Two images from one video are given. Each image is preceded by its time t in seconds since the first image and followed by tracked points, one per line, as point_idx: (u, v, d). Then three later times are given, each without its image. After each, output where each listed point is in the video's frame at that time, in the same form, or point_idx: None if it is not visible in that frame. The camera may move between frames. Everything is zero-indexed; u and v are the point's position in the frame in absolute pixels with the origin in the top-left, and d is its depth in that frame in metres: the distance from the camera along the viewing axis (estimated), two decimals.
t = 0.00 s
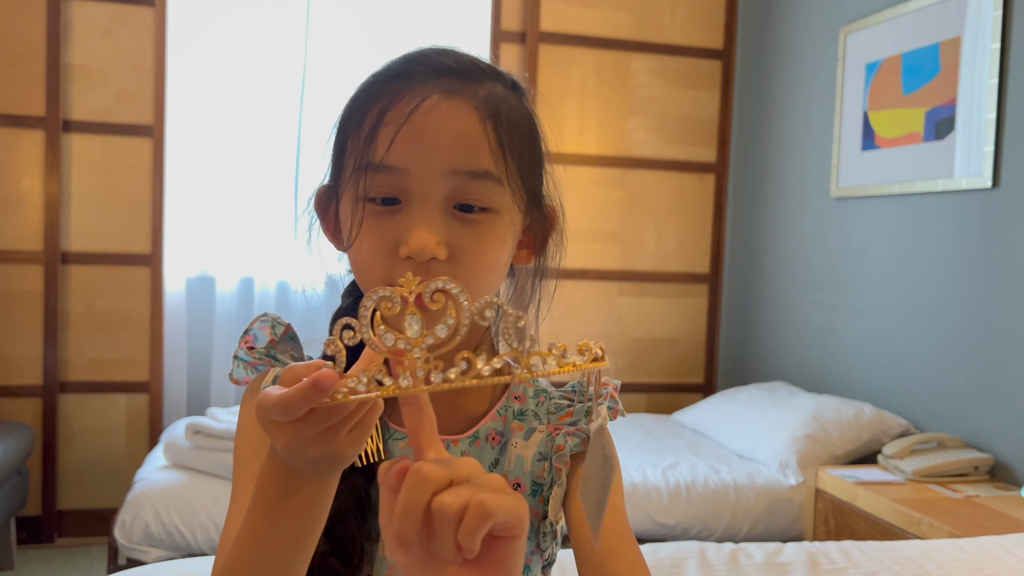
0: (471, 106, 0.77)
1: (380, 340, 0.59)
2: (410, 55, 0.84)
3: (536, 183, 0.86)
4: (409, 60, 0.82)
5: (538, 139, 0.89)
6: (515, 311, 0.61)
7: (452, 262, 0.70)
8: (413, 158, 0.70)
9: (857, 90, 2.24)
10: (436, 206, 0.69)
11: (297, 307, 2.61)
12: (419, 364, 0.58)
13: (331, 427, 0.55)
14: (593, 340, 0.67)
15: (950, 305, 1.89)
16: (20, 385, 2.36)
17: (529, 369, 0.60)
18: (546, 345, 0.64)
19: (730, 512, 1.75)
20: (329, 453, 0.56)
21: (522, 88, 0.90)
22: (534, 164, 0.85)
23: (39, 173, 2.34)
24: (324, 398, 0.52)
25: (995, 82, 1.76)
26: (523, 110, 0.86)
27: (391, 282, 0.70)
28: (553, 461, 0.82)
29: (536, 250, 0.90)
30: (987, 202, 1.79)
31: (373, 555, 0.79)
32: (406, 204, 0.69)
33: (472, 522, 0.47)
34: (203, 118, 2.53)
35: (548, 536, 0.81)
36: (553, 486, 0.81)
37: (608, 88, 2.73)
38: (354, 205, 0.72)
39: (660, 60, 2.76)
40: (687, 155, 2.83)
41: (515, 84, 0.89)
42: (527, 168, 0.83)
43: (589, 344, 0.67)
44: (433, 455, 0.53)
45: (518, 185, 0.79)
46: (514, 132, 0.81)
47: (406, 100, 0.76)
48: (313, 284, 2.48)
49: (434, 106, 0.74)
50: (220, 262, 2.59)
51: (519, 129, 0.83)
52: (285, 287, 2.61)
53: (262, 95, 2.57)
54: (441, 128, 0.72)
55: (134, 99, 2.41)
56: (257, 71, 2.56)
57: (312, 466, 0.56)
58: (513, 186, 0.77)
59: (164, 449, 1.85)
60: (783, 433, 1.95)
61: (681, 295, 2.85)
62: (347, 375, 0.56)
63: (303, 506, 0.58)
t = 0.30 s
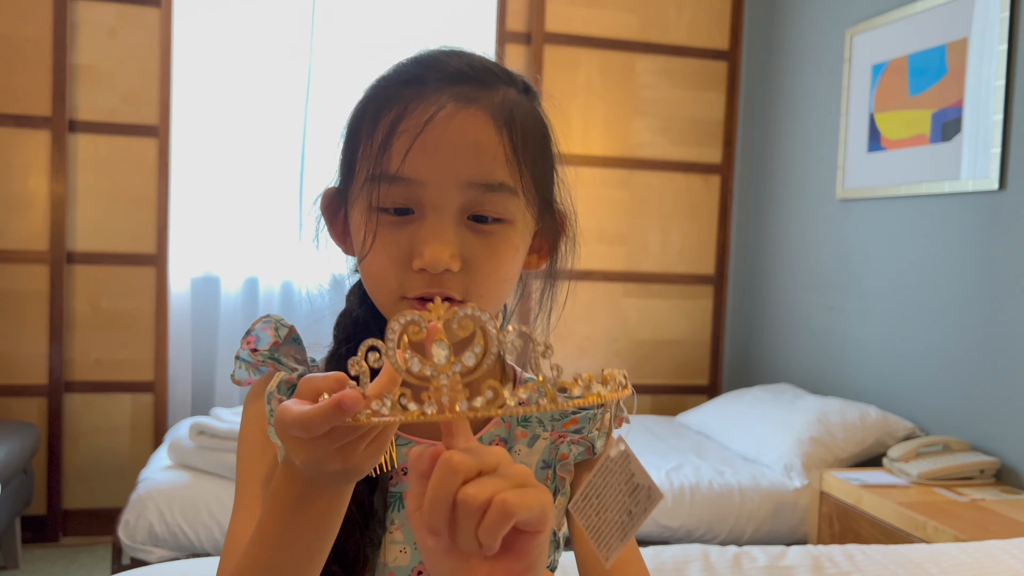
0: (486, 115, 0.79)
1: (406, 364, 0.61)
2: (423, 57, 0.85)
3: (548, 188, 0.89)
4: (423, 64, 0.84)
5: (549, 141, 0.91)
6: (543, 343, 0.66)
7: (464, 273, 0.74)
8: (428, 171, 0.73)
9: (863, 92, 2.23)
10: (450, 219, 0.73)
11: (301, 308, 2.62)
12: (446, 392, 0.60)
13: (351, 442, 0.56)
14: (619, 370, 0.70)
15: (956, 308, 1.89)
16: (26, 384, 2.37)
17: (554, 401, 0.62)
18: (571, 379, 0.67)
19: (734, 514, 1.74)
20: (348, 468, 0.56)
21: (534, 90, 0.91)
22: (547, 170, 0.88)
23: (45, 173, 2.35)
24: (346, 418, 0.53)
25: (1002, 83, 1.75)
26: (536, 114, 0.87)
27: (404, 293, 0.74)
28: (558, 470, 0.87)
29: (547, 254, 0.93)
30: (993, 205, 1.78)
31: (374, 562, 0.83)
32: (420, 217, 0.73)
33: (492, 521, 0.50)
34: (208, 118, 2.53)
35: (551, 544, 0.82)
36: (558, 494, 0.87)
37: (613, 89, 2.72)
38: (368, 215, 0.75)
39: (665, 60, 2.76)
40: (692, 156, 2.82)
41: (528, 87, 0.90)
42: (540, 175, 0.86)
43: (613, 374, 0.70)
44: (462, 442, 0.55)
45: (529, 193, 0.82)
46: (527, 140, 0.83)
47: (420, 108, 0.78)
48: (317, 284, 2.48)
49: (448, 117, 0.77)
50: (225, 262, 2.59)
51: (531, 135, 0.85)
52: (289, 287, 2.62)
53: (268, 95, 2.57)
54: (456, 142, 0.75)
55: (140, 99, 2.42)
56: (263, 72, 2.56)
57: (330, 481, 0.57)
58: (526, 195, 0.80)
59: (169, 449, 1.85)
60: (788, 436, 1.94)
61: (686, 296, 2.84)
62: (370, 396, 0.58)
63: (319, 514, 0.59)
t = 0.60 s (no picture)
0: (494, 110, 0.78)
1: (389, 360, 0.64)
2: (430, 52, 0.84)
3: (558, 182, 0.88)
4: (429, 59, 0.83)
5: (559, 135, 0.90)
6: (527, 331, 0.65)
7: (475, 268, 0.73)
8: (436, 166, 0.72)
9: (872, 89, 2.22)
10: (460, 214, 0.72)
11: (307, 307, 2.61)
12: (428, 389, 0.61)
13: (343, 446, 0.58)
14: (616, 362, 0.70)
15: (964, 306, 1.87)
16: (31, 382, 2.37)
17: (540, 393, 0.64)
18: (563, 369, 0.67)
19: (740, 513, 1.73)
20: (342, 471, 0.58)
21: (543, 84, 0.90)
22: (556, 164, 0.87)
23: (50, 172, 2.35)
24: (332, 418, 0.55)
25: (1011, 79, 1.73)
26: (545, 108, 0.87)
27: (414, 289, 0.73)
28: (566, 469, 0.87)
29: (557, 249, 0.91)
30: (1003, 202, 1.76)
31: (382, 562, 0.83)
32: (430, 212, 0.72)
33: (527, 531, 0.52)
34: (213, 116, 2.53)
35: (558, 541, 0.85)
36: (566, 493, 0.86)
37: (619, 87, 2.71)
38: (376, 211, 0.74)
39: (672, 58, 2.75)
40: (699, 154, 2.81)
41: (536, 80, 0.89)
42: (549, 168, 0.85)
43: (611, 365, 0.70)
44: (499, 443, 0.56)
45: (540, 188, 0.81)
46: (537, 134, 0.83)
47: (427, 104, 0.78)
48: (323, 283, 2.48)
49: (456, 112, 0.76)
50: (231, 261, 2.59)
51: (541, 129, 0.84)
52: (294, 286, 2.61)
53: (273, 94, 2.57)
54: (465, 137, 0.74)
55: (145, 98, 2.42)
56: (269, 70, 2.56)
57: (328, 483, 0.59)
58: (536, 190, 0.80)
59: (174, 447, 1.85)
60: (796, 435, 1.93)
61: (692, 294, 2.83)
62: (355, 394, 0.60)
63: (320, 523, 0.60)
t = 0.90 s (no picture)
0: (498, 106, 0.77)
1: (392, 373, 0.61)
2: (432, 48, 0.83)
3: (564, 178, 0.87)
4: (431, 55, 0.82)
5: (565, 131, 0.89)
6: (534, 341, 0.64)
7: (482, 267, 0.73)
8: (440, 164, 0.71)
9: (878, 85, 2.20)
10: (465, 212, 0.71)
11: (311, 305, 2.61)
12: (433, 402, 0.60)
13: (351, 459, 0.57)
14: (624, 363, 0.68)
15: (971, 304, 1.86)
16: (36, 381, 2.37)
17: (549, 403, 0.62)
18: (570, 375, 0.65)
19: (747, 511, 1.72)
20: (350, 484, 0.57)
21: (547, 78, 0.89)
22: (562, 159, 0.87)
23: (54, 170, 2.35)
24: (337, 434, 0.54)
25: (1019, 75, 1.71)
26: (549, 103, 0.86)
27: (421, 290, 0.73)
28: (574, 470, 0.85)
29: (563, 245, 0.91)
30: (1009, 199, 1.75)
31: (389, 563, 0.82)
32: (434, 212, 0.71)
33: (533, 548, 0.52)
34: (218, 115, 2.52)
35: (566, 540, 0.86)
36: (574, 494, 0.85)
37: (624, 84, 2.70)
38: (381, 211, 0.74)
39: (677, 55, 2.74)
40: (704, 151, 2.80)
41: (540, 74, 0.88)
42: (555, 163, 0.84)
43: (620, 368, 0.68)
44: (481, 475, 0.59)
45: (546, 184, 0.80)
46: (542, 129, 0.82)
47: (431, 101, 0.77)
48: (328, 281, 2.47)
49: (460, 108, 0.75)
50: (235, 259, 2.59)
51: (546, 124, 0.83)
52: (299, 284, 2.61)
53: (278, 92, 2.56)
54: (469, 134, 0.73)
55: (149, 95, 2.41)
56: (273, 68, 2.55)
57: (337, 496, 0.58)
58: (542, 186, 0.79)
59: (179, 446, 1.85)
60: (802, 433, 1.92)
61: (696, 292, 2.82)
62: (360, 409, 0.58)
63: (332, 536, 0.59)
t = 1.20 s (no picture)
0: (503, 106, 0.77)
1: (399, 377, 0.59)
2: (435, 47, 0.83)
3: (568, 177, 0.87)
4: (435, 54, 0.81)
5: (568, 129, 0.89)
6: (540, 334, 0.62)
7: (487, 268, 0.73)
8: (446, 166, 0.71)
9: (881, 83, 2.20)
10: (471, 214, 0.71)
11: (314, 305, 2.61)
12: (443, 403, 0.58)
13: (360, 469, 0.56)
14: (629, 349, 0.68)
15: (975, 302, 1.85)
16: (39, 381, 2.37)
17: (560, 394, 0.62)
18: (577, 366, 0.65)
19: (750, 510, 1.72)
20: (360, 494, 0.56)
21: (550, 76, 0.89)
22: (565, 158, 0.86)
23: (56, 170, 2.35)
24: (347, 442, 0.53)
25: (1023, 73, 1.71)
26: (553, 102, 0.85)
27: (427, 291, 0.73)
28: (578, 466, 0.85)
29: (567, 244, 0.90)
30: (1012, 198, 1.75)
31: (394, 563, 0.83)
32: (440, 213, 0.71)
33: (530, 520, 0.51)
34: (221, 115, 2.52)
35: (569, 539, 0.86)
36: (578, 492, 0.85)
37: (626, 83, 2.70)
38: (386, 213, 0.73)
39: (679, 53, 2.73)
40: (706, 149, 2.80)
41: (544, 73, 0.88)
42: (559, 163, 0.84)
43: (624, 353, 0.68)
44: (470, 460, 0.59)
45: (551, 184, 0.80)
46: (545, 129, 0.81)
47: (435, 102, 0.76)
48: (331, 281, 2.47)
49: (465, 110, 0.75)
50: (238, 259, 2.59)
51: (550, 123, 0.83)
52: (302, 284, 2.61)
53: (280, 92, 2.56)
54: (474, 135, 0.73)
55: (151, 95, 2.41)
56: (275, 68, 2.55)
57: (345, 504, 0.57)
58: (547, 186, 0.79)
59: (182, 446, 1.85)
60: (805, 432, 1.92)
61: (699, 291, 2.82)
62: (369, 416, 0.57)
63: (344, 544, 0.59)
